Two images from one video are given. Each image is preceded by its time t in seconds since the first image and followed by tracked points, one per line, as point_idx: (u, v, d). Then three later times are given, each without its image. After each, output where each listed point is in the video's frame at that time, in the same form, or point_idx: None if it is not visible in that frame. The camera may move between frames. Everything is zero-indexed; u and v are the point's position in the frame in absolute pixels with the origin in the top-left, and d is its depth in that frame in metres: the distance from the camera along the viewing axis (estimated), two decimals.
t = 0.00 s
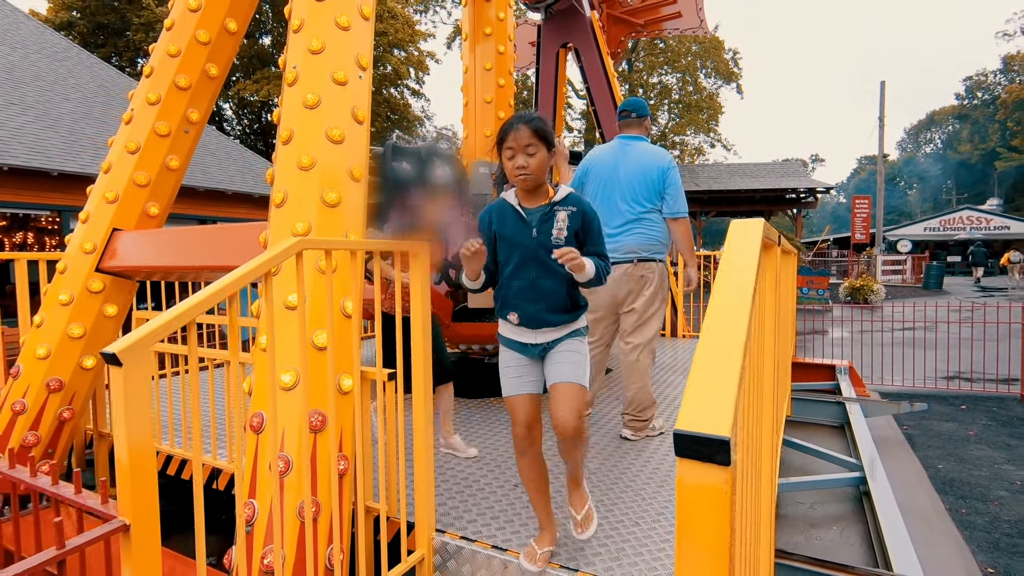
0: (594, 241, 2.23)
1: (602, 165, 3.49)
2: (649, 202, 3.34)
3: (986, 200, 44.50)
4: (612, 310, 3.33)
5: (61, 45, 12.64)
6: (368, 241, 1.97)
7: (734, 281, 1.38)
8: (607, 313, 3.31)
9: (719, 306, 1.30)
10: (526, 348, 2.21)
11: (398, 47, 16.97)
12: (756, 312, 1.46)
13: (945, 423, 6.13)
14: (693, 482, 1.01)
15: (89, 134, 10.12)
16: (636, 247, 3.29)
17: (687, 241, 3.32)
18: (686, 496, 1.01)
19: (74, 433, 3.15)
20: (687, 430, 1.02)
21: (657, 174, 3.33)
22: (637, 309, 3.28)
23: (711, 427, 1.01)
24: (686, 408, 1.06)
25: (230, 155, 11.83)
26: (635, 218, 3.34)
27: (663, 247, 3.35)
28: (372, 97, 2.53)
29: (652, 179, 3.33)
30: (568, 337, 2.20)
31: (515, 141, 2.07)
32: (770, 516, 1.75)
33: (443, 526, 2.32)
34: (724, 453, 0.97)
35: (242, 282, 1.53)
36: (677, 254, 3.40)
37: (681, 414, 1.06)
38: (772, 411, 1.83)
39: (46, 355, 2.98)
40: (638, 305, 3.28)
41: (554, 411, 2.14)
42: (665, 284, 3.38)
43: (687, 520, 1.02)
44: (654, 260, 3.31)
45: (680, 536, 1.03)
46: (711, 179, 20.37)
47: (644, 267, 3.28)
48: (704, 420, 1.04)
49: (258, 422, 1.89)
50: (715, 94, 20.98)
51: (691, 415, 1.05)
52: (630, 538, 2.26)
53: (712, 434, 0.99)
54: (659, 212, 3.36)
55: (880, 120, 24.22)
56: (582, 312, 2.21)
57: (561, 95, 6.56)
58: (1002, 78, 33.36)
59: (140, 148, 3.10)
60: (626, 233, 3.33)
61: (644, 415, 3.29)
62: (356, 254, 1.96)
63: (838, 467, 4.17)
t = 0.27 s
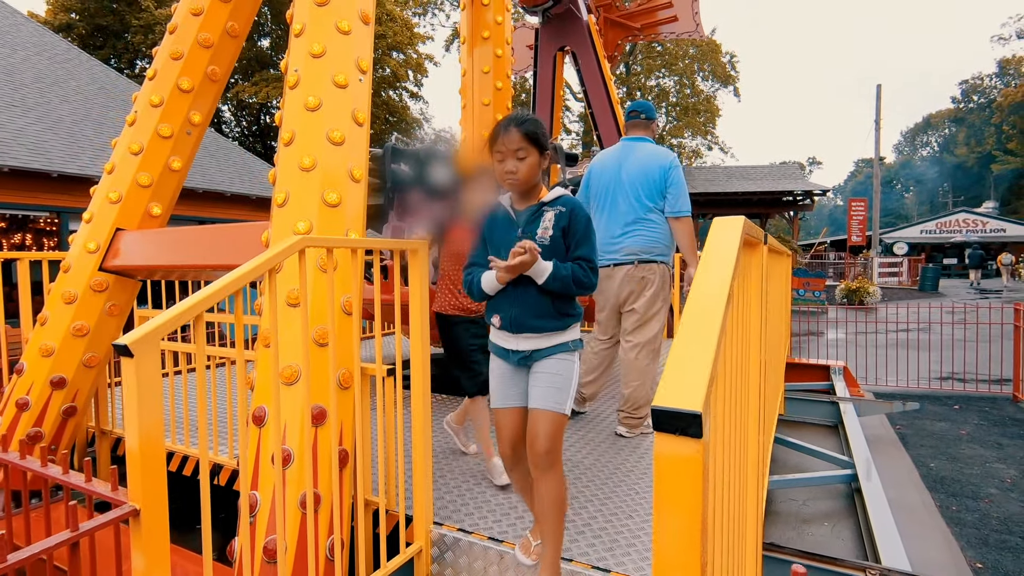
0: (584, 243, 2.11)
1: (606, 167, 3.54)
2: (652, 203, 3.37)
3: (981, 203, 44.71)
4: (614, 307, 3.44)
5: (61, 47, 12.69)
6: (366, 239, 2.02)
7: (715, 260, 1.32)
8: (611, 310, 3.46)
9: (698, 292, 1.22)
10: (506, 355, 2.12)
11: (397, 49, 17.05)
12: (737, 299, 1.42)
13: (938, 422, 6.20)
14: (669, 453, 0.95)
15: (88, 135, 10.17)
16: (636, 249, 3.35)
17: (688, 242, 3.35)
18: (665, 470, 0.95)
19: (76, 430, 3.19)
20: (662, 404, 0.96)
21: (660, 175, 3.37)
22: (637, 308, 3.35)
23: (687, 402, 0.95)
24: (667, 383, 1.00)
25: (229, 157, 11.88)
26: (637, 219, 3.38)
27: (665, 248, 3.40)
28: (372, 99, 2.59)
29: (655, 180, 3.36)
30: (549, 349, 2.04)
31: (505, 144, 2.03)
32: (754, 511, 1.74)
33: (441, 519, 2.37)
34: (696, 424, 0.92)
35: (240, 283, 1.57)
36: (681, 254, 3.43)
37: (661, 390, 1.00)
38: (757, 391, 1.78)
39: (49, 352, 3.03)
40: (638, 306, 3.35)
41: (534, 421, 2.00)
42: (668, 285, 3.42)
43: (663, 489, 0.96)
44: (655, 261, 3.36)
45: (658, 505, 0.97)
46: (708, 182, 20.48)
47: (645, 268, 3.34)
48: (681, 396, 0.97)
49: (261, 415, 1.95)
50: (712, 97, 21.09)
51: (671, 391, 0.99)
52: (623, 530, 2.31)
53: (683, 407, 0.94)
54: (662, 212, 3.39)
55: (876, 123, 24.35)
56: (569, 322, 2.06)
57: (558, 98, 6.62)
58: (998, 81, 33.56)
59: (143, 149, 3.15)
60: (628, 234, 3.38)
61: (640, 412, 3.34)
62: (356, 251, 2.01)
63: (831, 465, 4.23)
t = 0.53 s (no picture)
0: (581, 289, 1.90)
1: (610, 169, 3.59)
2: (655, 205, 3.42)
3: (980, 204, 44.81)
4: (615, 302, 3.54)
5: (62, 50, 12.76)
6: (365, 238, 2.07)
7: (694, 243, 1.32)
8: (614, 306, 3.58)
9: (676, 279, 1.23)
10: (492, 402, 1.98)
11: (396, 52, 17.14)
12: (718, 288, 1.44)
13: (933, 421, 6.26)
14: (644, 428, 0.94)
15: (89, 138, 10.22)
16: (637, 249, 3.42)
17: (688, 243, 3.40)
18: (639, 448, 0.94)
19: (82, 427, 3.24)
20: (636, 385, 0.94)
21: (664, 178, 3.42)
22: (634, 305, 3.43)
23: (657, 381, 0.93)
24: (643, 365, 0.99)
25: (229, 159, 11.95)
26: (640, 221, 3.43)
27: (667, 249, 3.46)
28: (371, 102, 2.66)
29: (658, 183, 3.41)
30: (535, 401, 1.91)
31: (494, 187, 1.90)
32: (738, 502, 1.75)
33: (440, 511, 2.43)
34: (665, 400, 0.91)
35: (240, 282, 1.62)
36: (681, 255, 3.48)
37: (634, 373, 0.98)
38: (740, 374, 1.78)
39: (55, 351, 3.09)
40: (637, 303, 3.41)
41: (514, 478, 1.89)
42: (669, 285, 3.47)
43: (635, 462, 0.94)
44: (656, 261, 3.42)
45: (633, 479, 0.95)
46: (706, 183, 20.56)
47: (646, 269, 3.40)
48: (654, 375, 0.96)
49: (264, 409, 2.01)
50: (711, 99, 21.17)
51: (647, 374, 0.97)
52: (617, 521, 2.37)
53: (655, 386, 0.93)
54: (665, 213, 3.44)
55: (874, 125, 24.44)
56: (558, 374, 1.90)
57: (556, 101, 6.69)
58: (996, 83, 33.66)
59: (147, 151, 3.22)
60: (630, 236, 3.44)
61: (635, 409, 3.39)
62: (356, 250, 2.07)
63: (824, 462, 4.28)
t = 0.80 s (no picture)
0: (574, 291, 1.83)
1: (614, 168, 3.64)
2: (659, 204, 3.50)
3: (986, 204, 44.66)
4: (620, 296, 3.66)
5: (72, 54, 12.94)
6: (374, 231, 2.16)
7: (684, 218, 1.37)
8: (618, 299, 3.71)
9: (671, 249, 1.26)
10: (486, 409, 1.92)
11: (400, 54, 17.28)
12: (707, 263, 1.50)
13: (933, 417, 6.32)
14: (631, 384, 0.95)
15: (99, 141, 10.39)
16: (642, 247, 3.49)
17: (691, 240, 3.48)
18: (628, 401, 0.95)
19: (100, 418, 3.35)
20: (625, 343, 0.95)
21: (667, 178, 3.49)
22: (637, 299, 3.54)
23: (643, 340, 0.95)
24: (633, 321, 1.01)
25: (237, 161, 12.10)
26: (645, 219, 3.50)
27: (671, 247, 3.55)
28: (379, 103, 2.76)
29: (662, 183, 3.49)
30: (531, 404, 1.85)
31: (475, 185, 1.78)
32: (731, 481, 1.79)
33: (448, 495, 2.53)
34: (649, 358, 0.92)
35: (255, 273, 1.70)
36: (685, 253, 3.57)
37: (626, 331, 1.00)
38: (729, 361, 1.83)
39: (76, 344, 3.21)
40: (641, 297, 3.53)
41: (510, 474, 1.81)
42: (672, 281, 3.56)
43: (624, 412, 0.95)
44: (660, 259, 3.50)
45: (620, 431, 0.97)
46: (710, 184, 20.62)
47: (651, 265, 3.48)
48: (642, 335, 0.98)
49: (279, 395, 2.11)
50: (714, 99, 21.22)
51: (636, 330, 0.99)
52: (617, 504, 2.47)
53: (640, 345, 0.94)
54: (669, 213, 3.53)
55: (878, 124, 24.44)
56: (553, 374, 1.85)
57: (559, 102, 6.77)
58: (1001, 82, 33.56)
59: (163, 153, 3.33)
60: (636, 234, 3.50)
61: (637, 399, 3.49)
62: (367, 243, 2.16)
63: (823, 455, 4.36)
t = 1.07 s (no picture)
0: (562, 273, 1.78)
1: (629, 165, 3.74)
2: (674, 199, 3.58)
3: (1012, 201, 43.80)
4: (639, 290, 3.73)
5: (99, 58, 13.28)
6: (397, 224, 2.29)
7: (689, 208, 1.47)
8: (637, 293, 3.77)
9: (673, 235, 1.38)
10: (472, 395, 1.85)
11: (417, 55, 17.46)
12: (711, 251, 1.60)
13: (950, 415, 6.31)
14: (635, 353, 1.05)
15: (126, 142, 10.68)
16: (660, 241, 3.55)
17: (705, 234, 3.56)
18: (633, 369, 1.05)
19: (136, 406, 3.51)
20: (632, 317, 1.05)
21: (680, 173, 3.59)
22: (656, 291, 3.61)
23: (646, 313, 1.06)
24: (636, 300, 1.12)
25: (258, 162, 12.35)
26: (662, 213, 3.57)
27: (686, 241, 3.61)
28: (401, 104, 2.88)
29: (676, 179, 3.58)
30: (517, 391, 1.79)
31: (465, 166, 1.74)
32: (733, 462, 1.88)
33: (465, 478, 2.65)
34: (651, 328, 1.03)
35: (288, 263, 1.83)
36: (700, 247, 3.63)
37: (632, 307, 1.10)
38: (734, 349, 1.91)
39: (114, 335, 3.37)
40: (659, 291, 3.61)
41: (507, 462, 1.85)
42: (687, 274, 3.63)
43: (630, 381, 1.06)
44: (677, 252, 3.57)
45: (626, 393, 1.08)
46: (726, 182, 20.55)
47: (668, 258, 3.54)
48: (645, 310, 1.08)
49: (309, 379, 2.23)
50: (731, 98, 21.12)
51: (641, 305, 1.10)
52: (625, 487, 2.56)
53: (643, 317, 1.05)
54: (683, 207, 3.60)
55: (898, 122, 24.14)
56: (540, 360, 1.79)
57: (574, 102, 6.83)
58: None
59: (195, 152, 3.48)
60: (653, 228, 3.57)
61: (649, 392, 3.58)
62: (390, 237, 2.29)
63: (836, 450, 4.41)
